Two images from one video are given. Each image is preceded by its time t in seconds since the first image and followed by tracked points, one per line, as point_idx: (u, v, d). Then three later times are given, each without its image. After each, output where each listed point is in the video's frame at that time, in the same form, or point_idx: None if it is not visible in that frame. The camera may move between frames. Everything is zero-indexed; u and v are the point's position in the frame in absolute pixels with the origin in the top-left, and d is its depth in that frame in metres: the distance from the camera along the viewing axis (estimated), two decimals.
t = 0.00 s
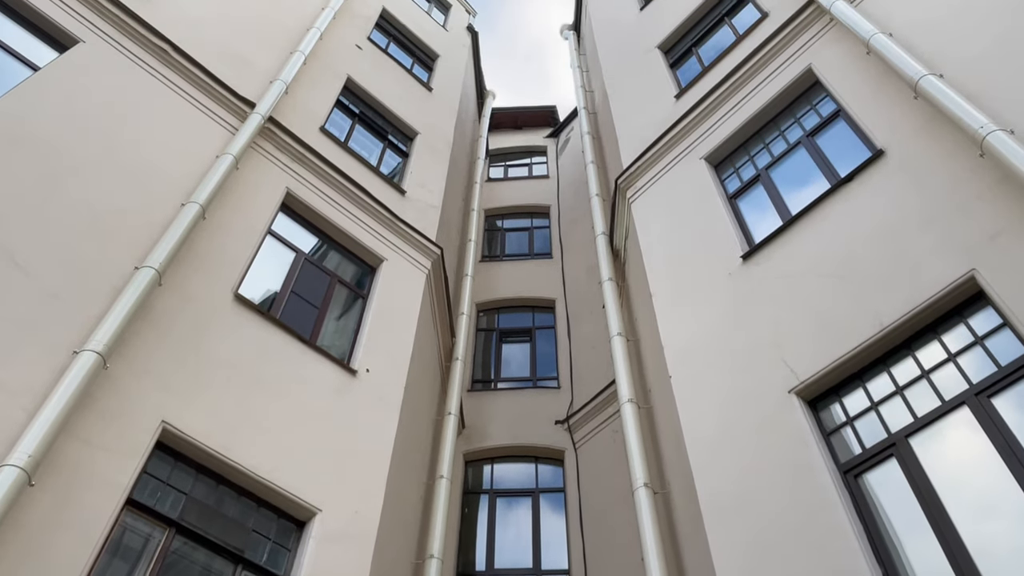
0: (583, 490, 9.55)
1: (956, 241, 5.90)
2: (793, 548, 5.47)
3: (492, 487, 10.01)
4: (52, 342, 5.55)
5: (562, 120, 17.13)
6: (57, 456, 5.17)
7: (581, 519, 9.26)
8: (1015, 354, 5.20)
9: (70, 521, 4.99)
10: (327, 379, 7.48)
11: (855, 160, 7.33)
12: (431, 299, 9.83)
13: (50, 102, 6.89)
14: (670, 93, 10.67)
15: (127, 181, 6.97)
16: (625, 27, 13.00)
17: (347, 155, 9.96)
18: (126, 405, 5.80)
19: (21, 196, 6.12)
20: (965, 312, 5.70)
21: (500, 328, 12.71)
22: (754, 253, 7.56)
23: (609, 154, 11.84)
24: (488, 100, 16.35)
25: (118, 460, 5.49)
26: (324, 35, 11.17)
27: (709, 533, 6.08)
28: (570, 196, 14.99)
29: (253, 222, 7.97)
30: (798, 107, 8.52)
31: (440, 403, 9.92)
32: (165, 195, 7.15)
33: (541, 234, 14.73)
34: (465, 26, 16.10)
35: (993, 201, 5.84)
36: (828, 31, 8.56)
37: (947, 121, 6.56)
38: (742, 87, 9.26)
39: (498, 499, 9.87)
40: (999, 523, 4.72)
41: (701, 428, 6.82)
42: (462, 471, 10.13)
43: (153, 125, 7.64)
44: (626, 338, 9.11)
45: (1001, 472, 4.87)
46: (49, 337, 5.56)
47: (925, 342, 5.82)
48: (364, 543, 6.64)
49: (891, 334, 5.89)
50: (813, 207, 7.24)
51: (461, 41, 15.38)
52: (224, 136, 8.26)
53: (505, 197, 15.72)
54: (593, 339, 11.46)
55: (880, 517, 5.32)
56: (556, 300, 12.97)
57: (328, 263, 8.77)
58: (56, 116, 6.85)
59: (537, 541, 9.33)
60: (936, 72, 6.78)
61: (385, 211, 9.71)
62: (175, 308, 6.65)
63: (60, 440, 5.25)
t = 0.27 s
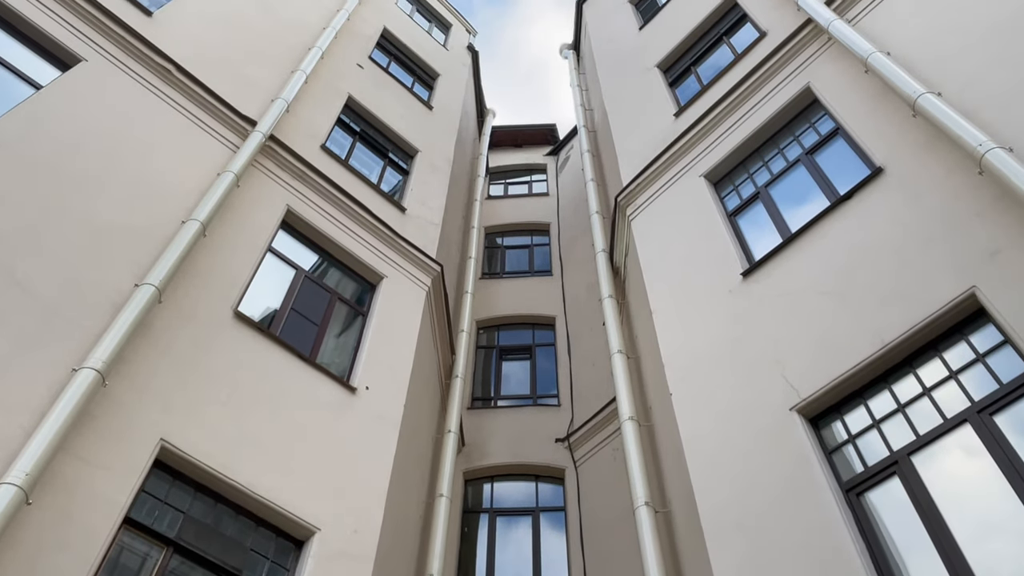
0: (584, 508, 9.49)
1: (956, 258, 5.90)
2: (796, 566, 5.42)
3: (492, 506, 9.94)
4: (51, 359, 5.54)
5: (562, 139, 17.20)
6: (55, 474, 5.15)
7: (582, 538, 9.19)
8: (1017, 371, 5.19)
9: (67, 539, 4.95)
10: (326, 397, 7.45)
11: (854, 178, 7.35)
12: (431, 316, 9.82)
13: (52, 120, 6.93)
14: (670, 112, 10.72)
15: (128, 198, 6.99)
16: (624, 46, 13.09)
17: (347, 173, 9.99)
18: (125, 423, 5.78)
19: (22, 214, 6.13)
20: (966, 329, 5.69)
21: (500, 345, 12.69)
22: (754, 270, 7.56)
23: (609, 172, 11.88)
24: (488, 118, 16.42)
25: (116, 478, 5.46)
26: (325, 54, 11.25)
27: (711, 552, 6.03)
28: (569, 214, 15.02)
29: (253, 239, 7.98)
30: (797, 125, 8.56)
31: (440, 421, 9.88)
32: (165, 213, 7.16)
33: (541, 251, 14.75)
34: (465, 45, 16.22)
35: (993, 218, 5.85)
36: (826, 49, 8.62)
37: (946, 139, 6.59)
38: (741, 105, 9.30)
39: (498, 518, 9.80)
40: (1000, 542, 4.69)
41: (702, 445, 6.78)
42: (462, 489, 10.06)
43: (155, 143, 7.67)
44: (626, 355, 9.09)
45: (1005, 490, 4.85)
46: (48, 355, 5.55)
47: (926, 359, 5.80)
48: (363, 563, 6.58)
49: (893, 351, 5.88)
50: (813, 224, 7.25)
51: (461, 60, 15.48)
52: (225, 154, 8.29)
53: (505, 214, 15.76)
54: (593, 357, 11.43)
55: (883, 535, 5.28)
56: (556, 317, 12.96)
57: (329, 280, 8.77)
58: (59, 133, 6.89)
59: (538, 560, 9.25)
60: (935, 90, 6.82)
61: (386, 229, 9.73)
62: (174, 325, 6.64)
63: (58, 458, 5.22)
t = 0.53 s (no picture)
0: (585, 521, 9.44)
1: (957, 269, 5.90)
2: None
3: (493, 519, 9.89)
4: (51, 371, 5.53)
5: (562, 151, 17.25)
6: (55, 486, 5.13)
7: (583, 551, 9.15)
8: (1020, 383, 5.17)
9: (66, 552, 4.92)
10: (326, 409, 7.44)
11: (855, 190, 7.36)
12: (431, 328, 9.81)
13: (54, 131, 6.95)
14: (670, 124, 10.76)
15: (128, 210, 7.00)
16: (624, 60, 13.15)
17: (348, 184, 10.01)
18: (124, 434, 5.76)
19: (23, 225, 6.14)
20: (968, 341, 5.68)
21: (501, 357, 12.67)
22: (755, 281, 7.56)
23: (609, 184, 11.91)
24: (488, 130, 16.47)
25: (115, 490, 5.44)
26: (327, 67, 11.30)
27: (713, 565, 5.98)
28: (570, 226, 15.04)
29: (254, 250, 7.99)
30: (797, 137, 8.58)
31: (441, 433, 9.85)
32: (167, 224, 7.17)
33: (541, 263, 14.75)
34: (466, 58, 16.30)
35: (994, 230, 5.84)
36: (826, 62, 8.65)
37: (946, 151, 6.60)
38: (741, 117, 9.33)
39: (498, 531, 9.75)
40: (1002, 556, 4.66)
41: (704, 457, 6.76)
42: (462, 502, 10.01)
43: (156, 155, 7.69)
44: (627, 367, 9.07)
45: (1008, 500, 4.83)
46: (48, 366, 5.54)
47: (928, 371, 5.79)
48: None
49: (894, 362, 5.86)
50: (813, 235, 7.26)
51: (462, 73, 15.54)
52: (227, 165, 8.31)
53: (505, 226, 15.77)
54: (594, 369, 11.41)
55: (885, 547, 5.25)
56: (556, 329, 12.95)
57: (329, 291, 8.77)
58: (61, 145, 6.91)
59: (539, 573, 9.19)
60: (933, 102, 6.84)
61: (386, 240, 9.74)
62: (174, 337, 6.63)
63: (57, 470, 5.20)
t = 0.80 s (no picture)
0: (585, 529, 9.42)
1: (956, 277, 5.90)
2: None
3: (492, 527, 9.86)
4: (50, 377, 5.52)
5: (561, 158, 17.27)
6: (54, 493, 5.12)
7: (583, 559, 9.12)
8: (1020, 390, 5.16)
9: (65, 559, 4.91)
10: (326, 416, 7.42)
11: (853, 197, 7.37)
12: (431, 335, 9.81)
13: (54, 139, 6.96)
14: (669, 131, 10.78)
15: (127, 217, 7.00)
16: (623, 67, 13.18)
17: (348, 191, 10.02)
18: (123, 441, 5.75)
19: (22, 232, 6.14)
20: (968, 348, 5.68)
21: (500, 364, 12.65)
22: (754, 288, 7.56)
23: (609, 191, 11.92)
24: (487, 138, 16.50)
25: (113, 497, 5.42)
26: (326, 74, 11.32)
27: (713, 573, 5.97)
28: (569, 233, 15.04)
29: (253, 257, 7.99)
30: (796, 144, 8.59)
31: (440, 440, 9.83)
32: (166, 231, 7.17)
33: (541, 270, 14.75)
34: (465, 66, 16.34)
35: (993, 237, 5.85)
36: (825, 69, 8.67)
37: (945, 158, 6.61)
38: (740, 124, 9.35)
39: (497, 539, 9.72)
40: (1001, 565, 4.66)
41: (704, 464, 6.75)
42: (461, 510, 9.98)
43: (156, 162, 7.70)
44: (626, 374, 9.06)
45: (1008, 507, 4.83)
46: (47, 373, 5.53)
47: (927, 378, 5.79)
48: None
49: (894, 370, 5.86)
50: (812, 242, 7.26)
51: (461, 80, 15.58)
52: (226, 173, 8.32)
53: (505, 233, 15.78)
54: (593, 376, 11.40)
55: (884, 553, 5.25)
56: (556, 336, 12.94)
57: (329, 298, 8.77)
58: (61, 152, 6.92)
59: None
60: (931, 110, 6.86)
61: (386, 247, 9.74)
62: (173, 344, 6.63)
63: (56, 477, 5.19)
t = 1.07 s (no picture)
0: (586, 532, 9.41)
1: (957, 279, 5.90)
2: None
3: (493, 530, 9.85)
4: (51, 380, 5.52)
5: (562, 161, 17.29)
6: (54, 496, 5.12)
7: (584, 562, 9.11)
8: (1021, 393, 5.16)
9: (65, 562, 4.91)
10: (326, 419, 7.42)
11: (854, 200, 7.37)
12: (431, 337, 9.80)
13: (55, 142, 6.97)
14: (670, 134, 10.79)
15: (128, 220, 7.00)
16: (624, 70, 13.20)
17: (349, 194, 10.03)
18: (123, 444, 5.74)
19: (23, 235, 6.15)
20: (969, 350, 5.67)
21: (501, 367, 12.65)
22: (755, 291, 7.56)
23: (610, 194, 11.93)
24: (488, 141, 16.51)
25: (113, 500, 5.42)
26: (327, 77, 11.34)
27: None
28: (570, 236, 15.05)
29: (254, 260, 7.99)
30: (797, 147, 8.59)
31: (441, 443, 9.83)
32: (167, 234, 7.17)
33: (542, 273, 14.76)
34: (466, 69, 16.36)
35: (994, 240, 5.85)
36: (825, 72, 8.68)
37: (946, 160, 6.61)
38: (741, 127, 9.35)
39: (498, 542, 9.70)
40: (1000, 569, 4.65)
41: (705, 467, 6.74)
42: (462, 513, 9.97)
43: (157, 165, 7.71)
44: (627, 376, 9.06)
45: (1009, 509, 4.82)
46: (47, 376, 5.53)
47: (929, 381, 5.78)
48: None
49: (895, 373, 5.85)
50: (813, 245, 7.26)
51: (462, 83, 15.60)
52: (227, 176, 8.32)
53: (506, 236, 15.79)
54: (594, 379, 11.40)
55: (886, 555, 5.24)
56: (557, 339, 12.94)
57: (330, 300, 8.77)
58: (62, 155, 6.93)
59: None
60: (932, 112, 6.86)
61: (387, 250, 9.75)
62: (174, 346, 6.63)
63: (57, 479, 5.19)
